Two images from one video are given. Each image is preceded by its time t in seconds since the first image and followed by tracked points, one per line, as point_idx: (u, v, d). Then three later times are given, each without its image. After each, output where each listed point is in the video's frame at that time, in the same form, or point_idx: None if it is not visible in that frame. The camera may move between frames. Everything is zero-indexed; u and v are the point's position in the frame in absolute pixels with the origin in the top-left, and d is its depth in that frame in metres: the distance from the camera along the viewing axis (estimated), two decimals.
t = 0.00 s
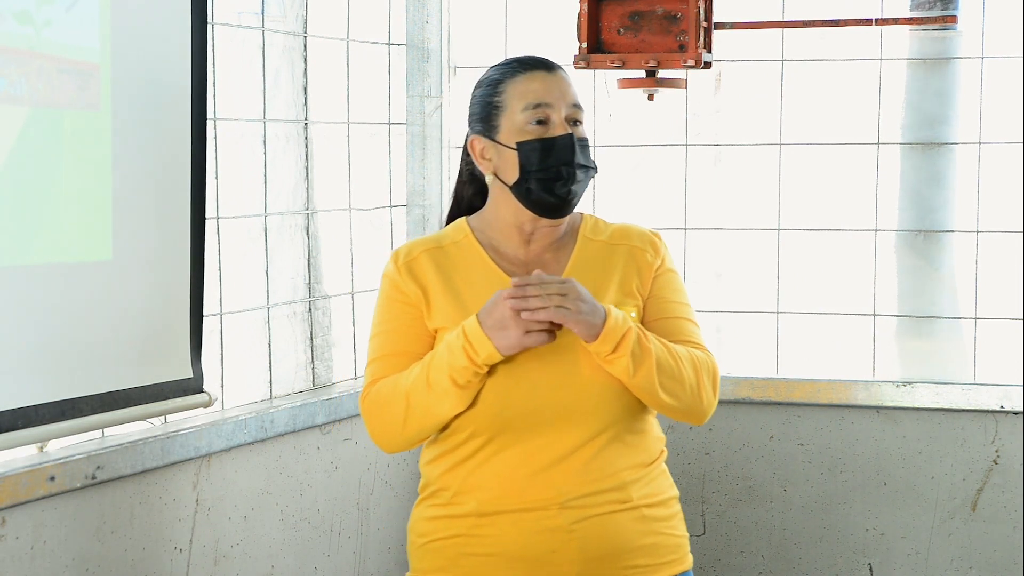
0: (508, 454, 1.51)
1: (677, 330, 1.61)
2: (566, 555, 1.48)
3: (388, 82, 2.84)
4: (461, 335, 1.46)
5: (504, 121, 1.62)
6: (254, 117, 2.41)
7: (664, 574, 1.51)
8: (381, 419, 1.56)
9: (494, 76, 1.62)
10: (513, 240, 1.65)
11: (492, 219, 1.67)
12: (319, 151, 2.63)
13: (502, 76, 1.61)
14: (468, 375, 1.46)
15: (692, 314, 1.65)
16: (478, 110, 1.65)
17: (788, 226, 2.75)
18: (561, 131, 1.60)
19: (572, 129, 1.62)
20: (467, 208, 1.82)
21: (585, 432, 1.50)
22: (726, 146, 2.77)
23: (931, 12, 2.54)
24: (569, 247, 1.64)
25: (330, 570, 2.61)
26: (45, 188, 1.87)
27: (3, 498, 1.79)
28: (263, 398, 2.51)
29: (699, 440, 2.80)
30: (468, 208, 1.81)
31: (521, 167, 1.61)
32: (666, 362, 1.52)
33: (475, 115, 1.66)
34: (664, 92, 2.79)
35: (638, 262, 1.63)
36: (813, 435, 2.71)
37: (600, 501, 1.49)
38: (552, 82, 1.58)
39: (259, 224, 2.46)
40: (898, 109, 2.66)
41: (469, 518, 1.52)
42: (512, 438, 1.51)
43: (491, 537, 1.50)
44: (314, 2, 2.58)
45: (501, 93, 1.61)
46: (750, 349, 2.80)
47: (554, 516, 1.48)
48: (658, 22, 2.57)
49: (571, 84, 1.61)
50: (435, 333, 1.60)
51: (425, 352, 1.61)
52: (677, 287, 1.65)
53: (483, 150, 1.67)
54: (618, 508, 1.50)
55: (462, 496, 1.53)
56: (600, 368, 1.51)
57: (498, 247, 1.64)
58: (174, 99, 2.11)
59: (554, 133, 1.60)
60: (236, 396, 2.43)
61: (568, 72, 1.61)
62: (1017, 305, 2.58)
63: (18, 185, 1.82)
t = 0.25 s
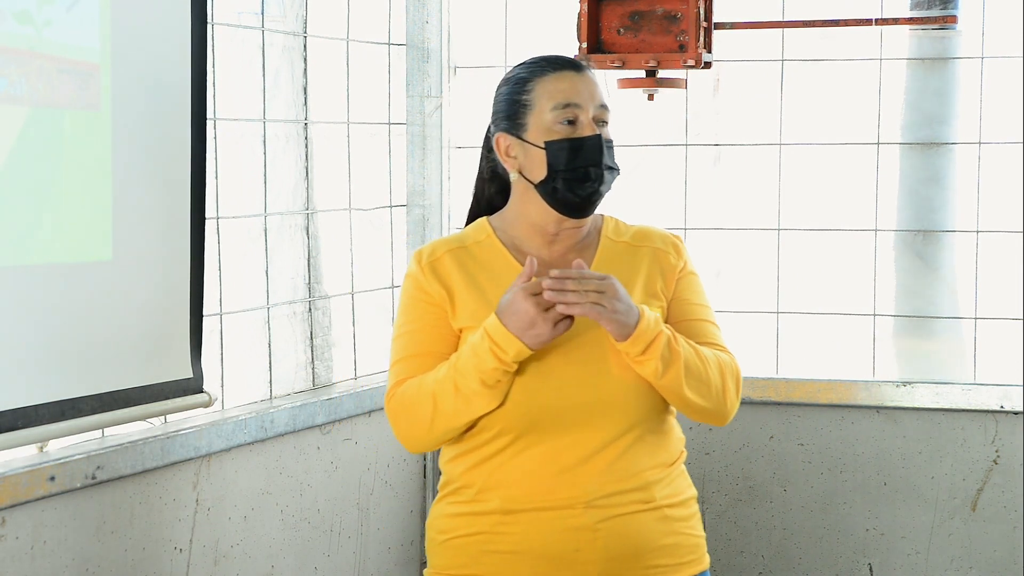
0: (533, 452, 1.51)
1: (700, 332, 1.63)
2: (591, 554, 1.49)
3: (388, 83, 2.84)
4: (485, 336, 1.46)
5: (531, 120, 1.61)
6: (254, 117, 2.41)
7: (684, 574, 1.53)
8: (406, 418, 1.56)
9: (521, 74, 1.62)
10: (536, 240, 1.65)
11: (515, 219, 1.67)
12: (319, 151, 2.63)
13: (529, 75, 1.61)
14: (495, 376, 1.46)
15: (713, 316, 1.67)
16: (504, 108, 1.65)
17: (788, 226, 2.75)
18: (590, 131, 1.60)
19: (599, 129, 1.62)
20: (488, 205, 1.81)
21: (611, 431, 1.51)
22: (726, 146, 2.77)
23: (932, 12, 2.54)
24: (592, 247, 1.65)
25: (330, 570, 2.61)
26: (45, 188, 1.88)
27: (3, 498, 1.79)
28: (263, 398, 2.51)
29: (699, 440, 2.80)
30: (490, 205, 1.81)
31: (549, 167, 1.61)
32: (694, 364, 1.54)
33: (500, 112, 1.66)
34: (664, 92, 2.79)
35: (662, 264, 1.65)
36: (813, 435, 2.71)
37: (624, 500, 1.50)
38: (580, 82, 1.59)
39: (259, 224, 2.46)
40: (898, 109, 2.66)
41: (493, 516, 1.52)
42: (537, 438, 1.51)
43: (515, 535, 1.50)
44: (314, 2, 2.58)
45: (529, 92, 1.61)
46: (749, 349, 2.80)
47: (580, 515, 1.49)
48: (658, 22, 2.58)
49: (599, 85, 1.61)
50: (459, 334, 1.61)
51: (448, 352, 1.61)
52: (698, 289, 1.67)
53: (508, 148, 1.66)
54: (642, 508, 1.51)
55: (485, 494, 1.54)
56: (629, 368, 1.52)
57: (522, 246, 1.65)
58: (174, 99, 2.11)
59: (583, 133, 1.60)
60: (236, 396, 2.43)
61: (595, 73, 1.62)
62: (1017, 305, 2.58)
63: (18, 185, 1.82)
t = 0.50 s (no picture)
0: (560, 451, 1.55)
1: (723, 333, 1.67)
2: (616, 552, 1.53)
3: (388, 82, 2.84)
4: (520, 338, 1.50)
5: (556, 121, 1.65)
6: (254, 117, 2.41)
7: (703, 571, 1.58)
8: (435, 416, 1.60)
9: (547, 75, 1.66)
10: (560, 239, 1.70)
11: (539, 218, 1.71)
12: (319, 151, 2.63)
13: (556, 75, 1.65)
14: (529, 376, 1.50)
15: (734, 316, 1.71)
16: (530, 108, 1.69)
17: (788, 226, 2.75)
18: (614, 134, 1.64)
19: (623, 131, 1.66)
20: (511, 202, 1.87)
21: (636, 432, 1.55)
22: (725, 146, 2.77)
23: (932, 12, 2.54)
24: (616, 247, 1.69)
25: (330, 570, 2.61)
26: (46, 188, 1.88)
27: (3, 499, 1.79)
28: (263, 398, 2.51)
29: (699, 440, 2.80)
30: (513, 202, 1.86)
31: (573, 168, 1.65)
32: (719, 367, 1.59)
33: (526, 112, 1.70)
34: (664, 92, 2.79)
35: (685, 265, 1.69)
36: (813, 435, 2.71)
37: (649, 500, 1.55)
38: (605, 85, 1.63)
39: (259, 224, 2.46)
40: (898, 109, 2.66)
41: (518, 513, 1.56)
42: (563, 437, 1.55)
43: (541, 533, 1.54)
44: (315, 2, 2.58)
45: (555, 93, 1.65)
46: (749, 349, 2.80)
47: (605, 514, 1.53)
48: (658, 22, 2.58)
49: (624, 88, 1.65)
50: (485, 332, 1.64)
51: (474, 350, 1.65)
52: (720, 290, 1.71)
53: (533, 148, 1.70)
54: (665, 507, 1.56)
55: (510, 492, 1.57)
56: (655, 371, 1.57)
57: (545, 245, 1.69)
58: (174, 99, 2.11)
59: (607, 136, 1.64)
60: (235, 396, 2.43)
61: (621, 75, 1.66)
62: (1017, 305, 2.58)
63: (18, 185, 1.82)
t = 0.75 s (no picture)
0: (579, 450, 1.60)
1: (743, 336, 1.72)
2: (633, 549, 1.58)
3: (388, 82, 2.85)
4: (548, 342, 1.54)
5: (581, 123, 1.69)
6: (254, 117, 2.41)
7: (719, 567, 1.63)
8: (459, 412, 1.64)
9: (573, 76, 1.69)
10: (584, 238, 1.73)
11: (563, 217, 1.75)
12: (319, 151, 2.63)
13: (582, 77, 1.68)
14: (553, 377, 1.54)
15: (754, 319, 1.75)
16: (555, 108, 1.73)
17: (788, 226, 2.75)
18: (637, 137, 1.68)
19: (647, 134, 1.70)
20: (537, 198, 1.89)
21: (654, 431, 1.60)
22: (725, 146, 2.77)
23: (932, 13, 2.54)
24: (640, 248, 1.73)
25: (330, 570, 2.61)
26: (46, 187, 1.88)
27: (3, 499, 1.79)
28: (263, 398, 2.51)
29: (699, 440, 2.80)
30: (539, 199, 1.88)
31: (596, 170, 1.69)
32: (740, 372, 1.63)
33: (551, 112, 1.74)
34: (664, 92, 2.79)
35: (709, 267, 1.73)
36: (813, 435, 2.70)
37: (666, 497, 1.60)
38: (631, 88, 1.66)
39: (259, 224, 2.46)
40: (898, 109, 2.66)
41: (537, 510, 1.61)
42: (583, 436, 1.60)
43: (559, 529, 1.60)
44: (315, 2, 2.58)
45: (581, 94, 1.69)
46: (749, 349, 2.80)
47: (623, 511, 1.58)
48: (658, 22, 2.58)
49: (649, 90, 1.69)
50: (509, 328, 1.68)
51: (499, 345, 1.69)
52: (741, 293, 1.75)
53: (558, 148, 1.74)
54: (682, 504, 1.61)
55: (529, 489, 1.63)
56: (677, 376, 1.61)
57: (570, 244, 1.73)
58: (175, 99, 2.11)
59: (631, 139, 1.68)
60: (235, 396, 2.43)
61: (646, 77, 1.69)
62: (1017, 305, 2.59)
63: (18, 185, 1.82)
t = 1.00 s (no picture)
0: (594, 450, 1.68)
1: (759, 339, 1.80)
2: (647, 546, 1.66)
3: (388, 82, 2.86)
4: (557, 347, 1.61)
5: (599, 125, 1.76)
6: (254, 117, 2.41)
7: (730, 564, 1.71)
8: (476, 412, 1.73)
9: (594, 77, 1.76)
10: (604, 239, 1.81)
11: (582, 217, 1.83)
12: (319, 151, 2.63)
13: (601, 78, 1.74)
14: (567, 381, 1.62)
15: (770, 321, 1.83)
16: (576, 108, 1.80)
17: (788, 226, 2.75)
18: (655, 139, 1.75)
19: (665, 137, 1.76)
20: (556, 196, 1.95)
21: (667, 433, 1.68)
22: (725, 146, 2.77)
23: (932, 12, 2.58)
24: (658, 249, 1.80)
25: (330, 570, 2.61)
26: (46, 187, 1.88)
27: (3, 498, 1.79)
28: (263, 398, 2.51)
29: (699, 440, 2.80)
30: (558, 197, 1.94)
31: (614, 173, 1.76)
32: (755, 375, 1.70)
33: (572, 112, 1.81)
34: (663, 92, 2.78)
35: (726, 269, 1.80)
36: (813, 435, 2.70)
37: (679, 496, 1.68)
38: (651, 91, 1.72)
39: (259, 223, 2.46)
40: (898, 109, 2.66)
41: (552, 509, 1.69)
42: (598, 437, 1.68)
43: (575, 528, 1.68)
44: (315, 2, 2.58)
45: (600, 96, 1.75)
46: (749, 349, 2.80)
47: (638, 509, 1.66)
48: (657, 22, 2.59)
49: (668, 91, 1.74)
50: (527, 327, 1.77)
51: (518, 343, 1.77)
52: (757, 295, 1.82)
53: (577, 148, 1.81)
54: (695, 503, 1.69)
55: (544, 488, 1.71)
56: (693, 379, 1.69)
57: (589, 244, 1.80)
58: (175, 100, 2.12)
59: (648, 141, 1.75)
60: (235, 396, 2.43)
61: (665, 78, 1.75)
62: (1017, 305, 2.59)
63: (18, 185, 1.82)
